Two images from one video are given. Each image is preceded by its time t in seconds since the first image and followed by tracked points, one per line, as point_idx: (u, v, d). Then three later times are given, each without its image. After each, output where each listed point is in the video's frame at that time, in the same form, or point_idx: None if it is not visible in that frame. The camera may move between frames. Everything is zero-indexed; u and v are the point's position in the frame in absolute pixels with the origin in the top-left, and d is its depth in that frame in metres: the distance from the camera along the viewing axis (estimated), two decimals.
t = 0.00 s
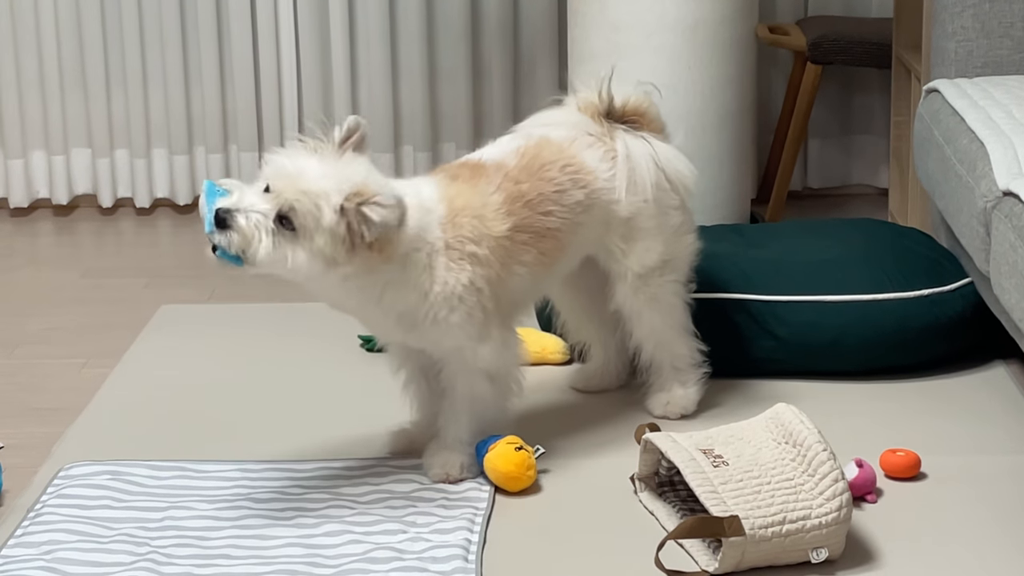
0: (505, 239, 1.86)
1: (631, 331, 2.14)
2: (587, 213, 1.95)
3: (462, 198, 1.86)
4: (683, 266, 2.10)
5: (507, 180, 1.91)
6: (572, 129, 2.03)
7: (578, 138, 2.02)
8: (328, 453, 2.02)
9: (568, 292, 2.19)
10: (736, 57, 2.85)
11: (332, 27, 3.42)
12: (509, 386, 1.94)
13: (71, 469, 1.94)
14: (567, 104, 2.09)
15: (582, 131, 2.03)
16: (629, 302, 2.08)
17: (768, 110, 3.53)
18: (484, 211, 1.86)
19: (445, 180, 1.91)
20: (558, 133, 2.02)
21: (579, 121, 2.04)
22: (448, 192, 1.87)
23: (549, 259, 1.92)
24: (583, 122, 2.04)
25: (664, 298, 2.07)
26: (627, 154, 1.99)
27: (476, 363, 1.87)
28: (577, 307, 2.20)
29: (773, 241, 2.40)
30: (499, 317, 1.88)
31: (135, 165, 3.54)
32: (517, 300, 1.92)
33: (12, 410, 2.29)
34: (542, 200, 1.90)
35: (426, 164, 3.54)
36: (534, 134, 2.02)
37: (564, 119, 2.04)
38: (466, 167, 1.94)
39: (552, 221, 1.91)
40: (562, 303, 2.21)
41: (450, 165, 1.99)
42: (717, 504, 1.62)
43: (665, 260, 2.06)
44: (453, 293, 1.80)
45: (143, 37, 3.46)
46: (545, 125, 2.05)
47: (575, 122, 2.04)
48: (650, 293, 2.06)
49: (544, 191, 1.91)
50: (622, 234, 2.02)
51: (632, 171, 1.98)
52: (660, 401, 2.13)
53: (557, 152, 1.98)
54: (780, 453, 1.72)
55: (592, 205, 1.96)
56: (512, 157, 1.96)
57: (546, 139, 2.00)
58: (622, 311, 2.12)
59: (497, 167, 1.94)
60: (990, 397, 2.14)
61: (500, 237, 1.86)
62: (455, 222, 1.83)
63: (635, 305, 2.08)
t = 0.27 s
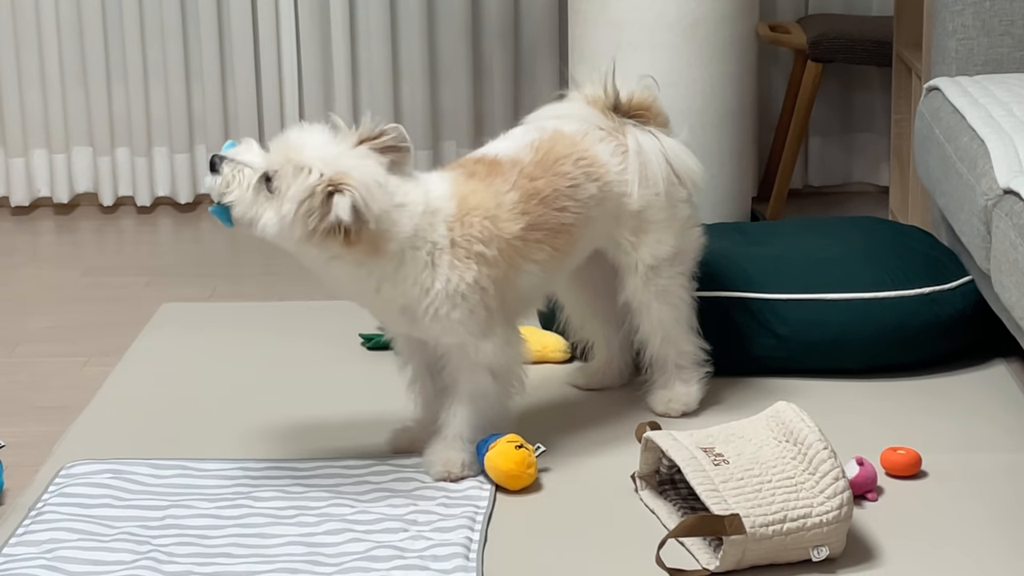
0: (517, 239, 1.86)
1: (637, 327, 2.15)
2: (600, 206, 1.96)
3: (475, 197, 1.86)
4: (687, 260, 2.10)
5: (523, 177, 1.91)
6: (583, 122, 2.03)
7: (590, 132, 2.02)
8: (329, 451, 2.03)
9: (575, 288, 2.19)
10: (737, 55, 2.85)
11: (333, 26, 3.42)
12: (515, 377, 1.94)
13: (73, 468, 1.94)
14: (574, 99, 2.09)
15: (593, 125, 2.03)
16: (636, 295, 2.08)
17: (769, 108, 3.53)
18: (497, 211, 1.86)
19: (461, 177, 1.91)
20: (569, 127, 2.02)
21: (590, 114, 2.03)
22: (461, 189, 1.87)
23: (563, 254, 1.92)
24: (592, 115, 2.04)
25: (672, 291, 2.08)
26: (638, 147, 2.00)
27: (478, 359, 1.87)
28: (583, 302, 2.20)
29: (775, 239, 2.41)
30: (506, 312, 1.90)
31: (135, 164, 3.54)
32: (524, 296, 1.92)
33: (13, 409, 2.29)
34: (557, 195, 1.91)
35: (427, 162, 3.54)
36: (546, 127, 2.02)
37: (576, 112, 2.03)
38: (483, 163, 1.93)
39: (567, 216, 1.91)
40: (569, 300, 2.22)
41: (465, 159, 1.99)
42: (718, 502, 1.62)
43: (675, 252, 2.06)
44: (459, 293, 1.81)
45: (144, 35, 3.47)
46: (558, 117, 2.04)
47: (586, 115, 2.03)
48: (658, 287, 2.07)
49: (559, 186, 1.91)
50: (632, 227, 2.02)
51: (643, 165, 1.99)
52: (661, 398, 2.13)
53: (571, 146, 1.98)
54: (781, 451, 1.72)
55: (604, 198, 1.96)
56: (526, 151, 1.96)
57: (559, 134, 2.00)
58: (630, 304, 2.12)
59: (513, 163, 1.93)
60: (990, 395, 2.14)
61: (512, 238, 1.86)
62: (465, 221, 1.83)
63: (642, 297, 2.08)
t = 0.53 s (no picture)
0: (518, 240, 1.86)
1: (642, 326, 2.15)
2: (607, 205, 1.96)
3: (474, 198, 1.86)
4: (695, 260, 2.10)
5: (528, 177, 1.91)
6: (591, 122, 2.02)
7: (597, 132, 2.01)
8: (329, 451, 2.03)
9: (580, 288, 2.19)
10: (738, 55, 2.85)
11: (333, 26, 3.42)
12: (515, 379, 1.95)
13: (73, 468, 1.94)
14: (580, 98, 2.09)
15: (600, 126, 2.02)
16: (643, 293, 2.08)
17: (769, 108, 3.54)
18: (496, 212, 1.85)
19: (464, 176, 1.91)
20: (576, 126, 2.02)
21: (597, 114, 2.03)
22: (456, 190, 1.87)
23: (567, 255, 1.92)
24: (600, 115, 2.03)
25: (677, 291, 2.08)
26: (646, 147, 1.99)
27: (477, 359, 1.87)
28: (586, 301, 2.20)
29: (776, 238, 2.41)
30: (503, 310, 1.89)
31: (136, 164, 3.54)
32: (524, 296, 1.92)
33: (13, 409, 2.29)
34: (563, 195, 1.90)
35: (427, 162, 3.53)
36: (553, 127, 2.01)
37: (582, 112, 2.03)
38: (488, 163, 1.93)
39: (572, 216, 1.91)
40: (573, 299, 2.21)
41: (473, 158, 1.99)
42: (719, 501, 1.62)
43: (683, 253, 2.07)
44: (453, 293, 1.82)
45: (144, 35, 3.47)
46: (566, 117, 2.03)
47: (591, 114, 2.03)
48: (663, 286, 2.07)
49: (565, 186, 1.91)
50: (641, 227, 2.02)
51: (652, 165, 1.99)
52: (663, 398, 2.13)
53: (577, 146, 1.97)
54: (782, 450, 1.72)
55: (611, 197, 1.96)
56: (532, 152, 1.96)
57: (566, 133, 1.99)
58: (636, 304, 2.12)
59: (519, 163, 1.93)
60: (991, 395, 2.14)
61: (512, 239, 1.85)
62: (458, 221, 1.84)
63: (649, 296, 2.08)
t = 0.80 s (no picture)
0: (507, 238, 1.86)
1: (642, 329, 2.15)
2: (609, 214, 1.95)
3: (464, 199, 1.87)
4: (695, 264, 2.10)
5: (525, 180, 1.91)
6: (594, 129, 2.03)
7: (600, 139, 2.01)
8: (330, 453, 2.03)
9: (582, 290, 2.19)
10: (738, 56, 2.85)
11: (334, 28, 3.42)
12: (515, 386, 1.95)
13: (74, 470, 1.94)
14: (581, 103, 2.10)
15: (601, 132, 2.02)
16: (644, 297, 2.09)
17: (769, 110, 3.54)
18: (484, 210, 1.86)
19: (456, 178, 1.92)
20: (580, 135, 2.02)
21: (598, 121, 2.03)
22: (444, 190, 1.89)
23: (563, 260, 1.91)
24: (601, 121, 2.03)
25: (678, 294, 2.09)
26: (648, 152, 2.00)
27: (473, 360, 1.88)
28: (587, 303, 2.21)
29: (776, 239, 2.41)
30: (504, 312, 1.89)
31: (136, 166, 3.54)
32: (523, 297, 1.91)
33: (14, 411, 2.29)
34: (561, 201, 1.90)
35: (428, 164, 3.54)
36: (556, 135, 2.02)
37: (582, 120, 2.04)
38: (485, 166, 1.94)
39: (570, 222, 1.91)
40: (574, 300, 2.21)
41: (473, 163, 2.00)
42: (719, 503, 1.62)
43: (683, 256, 2.07)
44: (443, 291, 1.81)
45: (145, 37, 3.47)
46: (565, 124, 2.04)
47: (592, 121, 2.03)
48: (664, 289, 2.07)
49: (565, 193, 1.91)
50: (644, 232, 2.02)
51: (655, 172, 1.99)
52: (663, 401, 2.13)
53: (580, 154, 1.97)
54: (782, 452, 1.72)
55: (614, 206, 1.95)
56: (533, 157, 1.96)
57: (569, 141, 2.00)
58: (637, 307, 2.12)
59: (517, 167, 1.94)
60: (992, 396, 2.14)
61: (501, 237, 1.85)
62: (441, 220, 1.84)
63: (650, 300, 2.08)
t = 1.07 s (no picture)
0: (500, 238, 1.86)
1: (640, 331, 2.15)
2: (601, 213, 1.95)
3: (455, 199, 1.87)
4: (693, 267, 2.10)
5: (517, 181, 1.91)
6: (589, 129, 2.03)
7: (594, 139, 2.02)
8: (329, 455, 2.03)
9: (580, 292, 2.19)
10: (737, 58, 2.85)
11: (333, 30, 3.42)
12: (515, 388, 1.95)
13: (74, 472, 1.94)
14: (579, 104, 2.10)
15: (596, 131, 2.02)
16: (640, 300, 2.08)
17: (768, 111, 3.54)
18: (476, 211, 1.87)
19: (449, 179, 1.93)
20: (573, 134, 2.02)
21: (594, 121, 2.03)
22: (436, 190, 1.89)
23: (557, 260, 1.92)
24: (598, 121, 2.03)
25: (676, 297, 2.08)
26: (642, 153, 1.99)
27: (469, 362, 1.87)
28: (585, 304, 2.21)
29: (775, 240, 2.41)
30: (497, 309, 1.89)
31: (135, 167, 3.54)
32: (516, 297, 1.92)
33: (13, 413, 2.29)
34: (554, 200, 1.90)
35: (427, 165, 3.54)
36: (550, 134, 2.02)
37: (579, 119, 2.04)
38: (477, 166, 1.95)
39: (562, 221, 1.91)
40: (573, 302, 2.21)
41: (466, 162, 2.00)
42: (719, 504, 1.62)
43: (679, 261, 2.07)
44: (440, 291, 1.83)
45: (144, 39, 3.47)
46: (559, 125, 2.05)
47: (590, 121, 2.03)
48: (659, 293, 2.07)
49: (557, 192, 1.91)
50: (638, 232, 2.02)
51: (648, 171, 1.98)
52: (662, 403, 2.13)
53: (573, 153, 1.97)
54: (782, 454, 1.72)
55: (607, 206, 1.95)
56: (526, 157, 1.96)
57: (563, 141, 2.00)
58: (634, 310, 2.12)
59: (509, 167, 1.94)
60: (991, 397, 2.14)
61: (495, 237, 1.86)
62: (435, 221, 1.85)
63: (646, 303, 2.08)
